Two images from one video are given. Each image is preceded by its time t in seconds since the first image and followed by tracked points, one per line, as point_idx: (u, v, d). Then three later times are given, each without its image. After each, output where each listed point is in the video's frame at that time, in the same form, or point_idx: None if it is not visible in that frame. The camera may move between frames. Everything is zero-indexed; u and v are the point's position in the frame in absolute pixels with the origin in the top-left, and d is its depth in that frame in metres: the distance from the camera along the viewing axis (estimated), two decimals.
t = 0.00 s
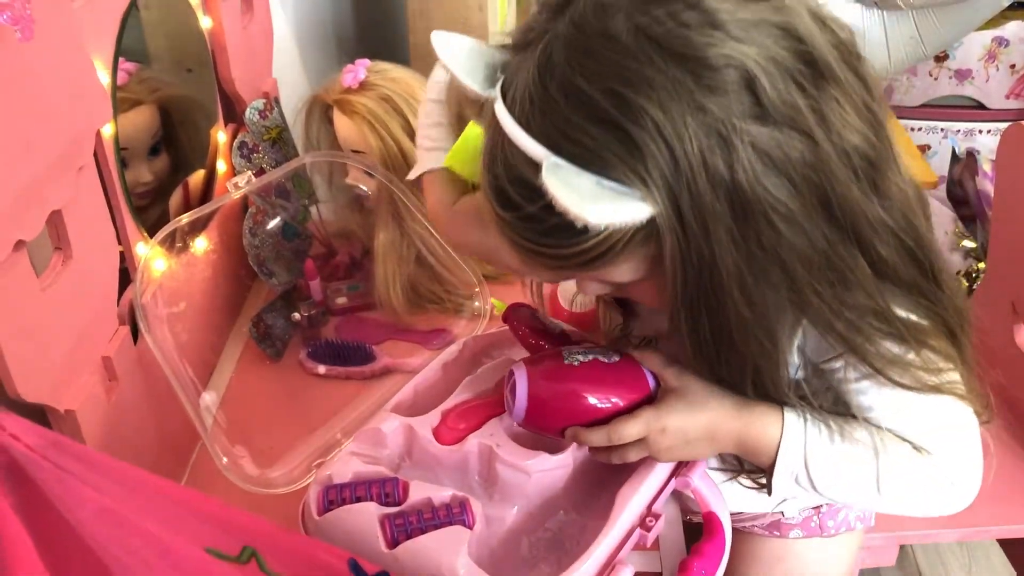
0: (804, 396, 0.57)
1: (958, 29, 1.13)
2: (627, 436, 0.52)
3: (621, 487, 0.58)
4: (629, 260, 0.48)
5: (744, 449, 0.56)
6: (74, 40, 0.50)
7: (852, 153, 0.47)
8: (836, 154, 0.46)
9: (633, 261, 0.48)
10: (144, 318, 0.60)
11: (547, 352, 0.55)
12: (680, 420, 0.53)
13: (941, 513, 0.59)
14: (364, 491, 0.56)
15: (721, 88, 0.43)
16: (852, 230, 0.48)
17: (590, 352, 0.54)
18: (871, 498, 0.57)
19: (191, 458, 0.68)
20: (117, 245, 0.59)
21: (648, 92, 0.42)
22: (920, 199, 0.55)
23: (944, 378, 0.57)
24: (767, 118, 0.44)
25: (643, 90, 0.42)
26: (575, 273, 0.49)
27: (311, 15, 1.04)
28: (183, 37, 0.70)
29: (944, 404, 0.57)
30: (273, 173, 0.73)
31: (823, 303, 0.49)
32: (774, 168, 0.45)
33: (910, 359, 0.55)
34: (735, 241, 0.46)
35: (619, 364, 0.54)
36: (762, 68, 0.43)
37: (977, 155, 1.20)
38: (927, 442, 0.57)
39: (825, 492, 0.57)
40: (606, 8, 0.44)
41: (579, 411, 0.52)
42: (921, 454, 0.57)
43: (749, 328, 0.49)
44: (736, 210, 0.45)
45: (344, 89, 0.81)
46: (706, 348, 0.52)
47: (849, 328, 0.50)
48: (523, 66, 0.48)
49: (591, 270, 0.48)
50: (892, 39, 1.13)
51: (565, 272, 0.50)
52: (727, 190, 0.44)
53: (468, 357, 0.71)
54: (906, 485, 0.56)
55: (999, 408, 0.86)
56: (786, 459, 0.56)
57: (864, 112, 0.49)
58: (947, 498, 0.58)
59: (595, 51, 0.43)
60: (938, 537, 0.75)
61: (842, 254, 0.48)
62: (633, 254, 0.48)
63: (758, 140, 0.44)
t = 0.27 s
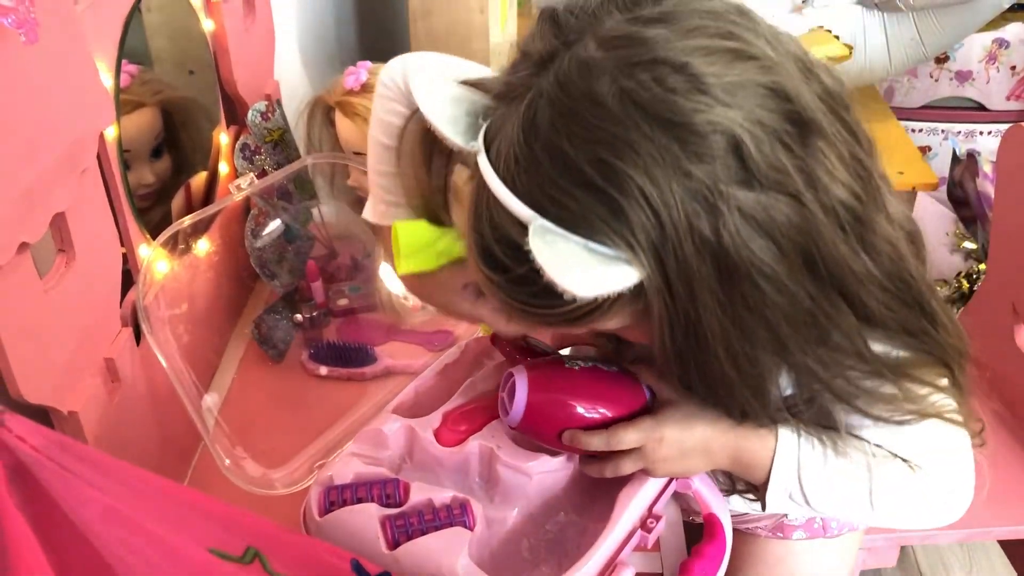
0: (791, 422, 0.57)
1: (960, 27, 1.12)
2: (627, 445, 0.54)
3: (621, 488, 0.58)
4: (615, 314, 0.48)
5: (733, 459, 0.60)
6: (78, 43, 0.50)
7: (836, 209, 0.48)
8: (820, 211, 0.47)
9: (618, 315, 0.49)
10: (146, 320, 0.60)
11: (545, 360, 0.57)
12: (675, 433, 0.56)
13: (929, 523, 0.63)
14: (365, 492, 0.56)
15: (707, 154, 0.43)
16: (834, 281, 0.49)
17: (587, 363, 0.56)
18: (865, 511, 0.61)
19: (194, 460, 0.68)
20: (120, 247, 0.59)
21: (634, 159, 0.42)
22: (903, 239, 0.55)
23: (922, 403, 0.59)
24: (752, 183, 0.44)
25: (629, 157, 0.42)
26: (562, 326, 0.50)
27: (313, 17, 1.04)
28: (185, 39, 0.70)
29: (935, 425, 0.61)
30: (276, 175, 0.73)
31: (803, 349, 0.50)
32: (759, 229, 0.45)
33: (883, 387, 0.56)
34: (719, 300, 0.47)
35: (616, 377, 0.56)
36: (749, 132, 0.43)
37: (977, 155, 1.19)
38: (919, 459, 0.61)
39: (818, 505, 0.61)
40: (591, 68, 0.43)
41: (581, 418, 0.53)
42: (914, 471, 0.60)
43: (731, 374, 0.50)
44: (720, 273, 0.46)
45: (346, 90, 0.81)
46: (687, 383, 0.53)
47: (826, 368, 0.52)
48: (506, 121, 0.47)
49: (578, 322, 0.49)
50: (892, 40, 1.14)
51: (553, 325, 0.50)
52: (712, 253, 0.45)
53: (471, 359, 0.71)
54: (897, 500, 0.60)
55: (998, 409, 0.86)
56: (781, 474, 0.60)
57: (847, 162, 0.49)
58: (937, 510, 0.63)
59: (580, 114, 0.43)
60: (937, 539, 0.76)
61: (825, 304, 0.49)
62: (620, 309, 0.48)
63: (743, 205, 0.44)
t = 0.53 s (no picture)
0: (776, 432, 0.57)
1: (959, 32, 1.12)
2: (609, 439, 0.53)
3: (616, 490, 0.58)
4: (600, 315, 0.49)
5: (717, 463, 0.58)
6: (75, 45, 0.50)
7: (825, 227, 0.48)
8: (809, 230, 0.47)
9: (602, 317, 0.49)
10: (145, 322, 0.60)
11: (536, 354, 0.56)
12: (657, 433, 0.55)
13: (912, 534, 0.62)
14: (357, 495, 0.56)
15: (698, 163, 0.43)
16: (821, 301, 0.49)
17: (575, 359, 0.55)
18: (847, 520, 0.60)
19: (192, 461, 0.68)
20: (118, 249, 0.59)
21: (624, 167, 0.43)
22: (898, 262, 0.55)
23: (908, 423, 0.58)
24: (741, 196, 0.44)
25: (619, 164, 0.43)
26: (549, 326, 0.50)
27: (312, 17, 1.04)
28: (185, 41, 0.70)
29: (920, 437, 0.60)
30: (274, 176, 0.73)
31: (785, 371, 0.50)
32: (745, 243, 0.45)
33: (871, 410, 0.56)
34: (702, 312, 0.47)
35: (605, 376, 0.56)
36: (739, 143, 0.43)
37: (976, 156, 1.18)
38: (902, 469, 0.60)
39: (800, 513, 0.60)
40: (587, 71, 0.44)
41: (568, 412, 0.53)
42: (896, 481, 0.59)
43: (711, 387, 0.50)
44: (704, 283, 0.46)
45: (344, 92, 0.82)
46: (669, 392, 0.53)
47: (809, 388, 0.52)
48: (503, 119, 0.48)
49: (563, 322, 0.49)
50: (892, 40, 1.13)
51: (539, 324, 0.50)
52: (696, 263, 0.45)
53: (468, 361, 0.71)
54: (879, 510, 0.59)
55: (999, 410, 0.86)
56: (760, 480, 0.59)
57: (841, 180, 0.49)
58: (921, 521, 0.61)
59: (575, 118, 0.43)
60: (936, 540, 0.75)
61: (810, 324, 0.49)
62: (605, 312, 0.49)
63: (730, 217, 0.44)
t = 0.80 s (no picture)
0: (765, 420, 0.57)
1: (959, 29, 1.13)
2: (597, 440, 0.53)
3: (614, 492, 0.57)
4: (593, 283, 0.48)
5: (703, 466, 0.58)
6: (72, 46, 0.50)
7: (824, 211, 0.48)
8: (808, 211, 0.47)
9: (595, 285, 0.48)
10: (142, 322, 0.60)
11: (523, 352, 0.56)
12: (645, 433, 0.55)
13: (901, 537, 0.61)
14: (354, 497, 0.56)
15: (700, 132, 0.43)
16: (816, 285, 0.49)
17: (563, 358, 0.55)
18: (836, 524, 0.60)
19: (189, 463, 0.68)
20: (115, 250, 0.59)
21: (627, 131, 0.42)
22: (900, 259, 0.56)
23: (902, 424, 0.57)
24: (742, 169, 0.44)
25: (623, 127, 0.42)
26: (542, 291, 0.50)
27: (310, 18, 1.04)
28: (183, 42, 0.70)
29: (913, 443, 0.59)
30: (270, 176, 0.72)
31: (776, 352, 0.50)
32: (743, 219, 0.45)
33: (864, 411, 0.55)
34: (697, 284, 0.46)
35: (596, 376, 0.55)
36: (742, 116, 0.43)
37: (975, 155, 1.18)
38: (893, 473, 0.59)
39: (791, 517, 0.59)
40: (595, 34, 0.44)
41: (560, 412, 0.52)
42: (887, 484, 0.59)
43: (702, 362, 0.50)
44: (699, 254, 0.46)
45: (343, 92, 0.81)
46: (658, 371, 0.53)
47: (802, 374, 0.51)
48: (507, 79, 0.47)
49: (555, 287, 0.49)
50: (890, 40, 1.13)
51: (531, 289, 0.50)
52: (692, 234, 0.45)
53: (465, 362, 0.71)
54: (869, 512, 0.58)
55: (999, 411, 0.86)
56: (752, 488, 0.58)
57: (844, 167, 0.49)
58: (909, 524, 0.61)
59: (581, 79, 0.43)
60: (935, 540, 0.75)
61: (804, 307, 0.49)
62: (598, 280, 0.48)
63: (730, 189, 0.44)
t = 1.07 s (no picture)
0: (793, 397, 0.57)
1: (959, 28, 1.14)
2: (608, 439, 0.51)
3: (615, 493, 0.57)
4: (625, 236, 0.48)
5: (719, 472, 0.55)
6: (71, 48, 0.50)
7: (857, 162, 0.49)
8: (841, 157, 0.48)
9: (626, 239, 0.48)
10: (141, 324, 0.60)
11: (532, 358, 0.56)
12: (658, 432, 0.53)
13: (911, 532, 0.59)
14: (353, 497, 0.56)
15: (736, 65, 0.44)
16: (849, 233, 0.49)
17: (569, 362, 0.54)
18: (850, 522, 0.57)
19: (188, 464, 0.68)
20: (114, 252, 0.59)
21: (665, 61, 0.43)
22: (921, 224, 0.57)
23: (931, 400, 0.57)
24: (779, 106, 0.45)
25: (660, 58, 0.43)
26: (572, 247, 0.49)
27: (309, 19, 1.04)
28: (183, 43, 0.70)
29: (928, 435, 0.57)
30: (269, 178, 0.73)
31: (811, 297, 0.50)
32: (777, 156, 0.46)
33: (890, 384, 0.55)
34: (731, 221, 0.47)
35: (604, 378, 0.55)
36: (779, 52, 0.44)
37: (975, 155, 1.18)
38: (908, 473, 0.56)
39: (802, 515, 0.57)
40: None
41: (568, 416, 0.52)
42: (898, 478, 0.56)
43: (732, 308, 0.50)
44: (734, 188, 0.46)
45: (342, 94, 0.81)
46: (685, 326, 0.52)
47: (835, 327, 0.52)
48: (537, 25, 0.48)
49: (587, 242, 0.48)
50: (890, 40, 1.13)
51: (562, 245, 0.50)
52: (728, 169, 0.46)
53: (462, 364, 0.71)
54: (879, 508, 0.56)
55: (999, 410, 0.86)
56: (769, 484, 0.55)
57: (874, 119, 0.50)
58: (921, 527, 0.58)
59: (614, 14, 0.43)
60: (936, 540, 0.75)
61: (836, 254, 0.50)
62: (630, 229, 0.48)
63: (765, 124, 0.45)
